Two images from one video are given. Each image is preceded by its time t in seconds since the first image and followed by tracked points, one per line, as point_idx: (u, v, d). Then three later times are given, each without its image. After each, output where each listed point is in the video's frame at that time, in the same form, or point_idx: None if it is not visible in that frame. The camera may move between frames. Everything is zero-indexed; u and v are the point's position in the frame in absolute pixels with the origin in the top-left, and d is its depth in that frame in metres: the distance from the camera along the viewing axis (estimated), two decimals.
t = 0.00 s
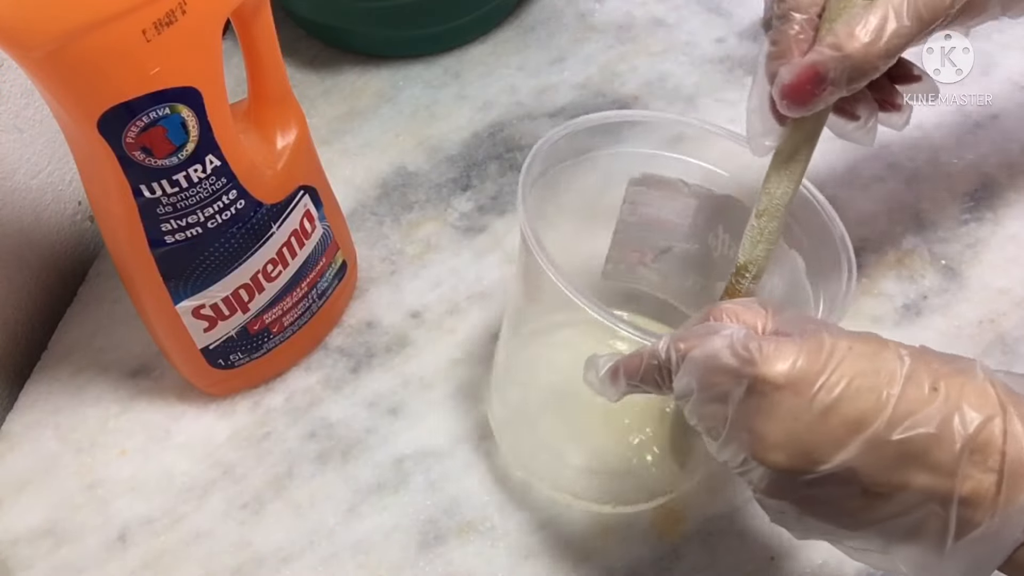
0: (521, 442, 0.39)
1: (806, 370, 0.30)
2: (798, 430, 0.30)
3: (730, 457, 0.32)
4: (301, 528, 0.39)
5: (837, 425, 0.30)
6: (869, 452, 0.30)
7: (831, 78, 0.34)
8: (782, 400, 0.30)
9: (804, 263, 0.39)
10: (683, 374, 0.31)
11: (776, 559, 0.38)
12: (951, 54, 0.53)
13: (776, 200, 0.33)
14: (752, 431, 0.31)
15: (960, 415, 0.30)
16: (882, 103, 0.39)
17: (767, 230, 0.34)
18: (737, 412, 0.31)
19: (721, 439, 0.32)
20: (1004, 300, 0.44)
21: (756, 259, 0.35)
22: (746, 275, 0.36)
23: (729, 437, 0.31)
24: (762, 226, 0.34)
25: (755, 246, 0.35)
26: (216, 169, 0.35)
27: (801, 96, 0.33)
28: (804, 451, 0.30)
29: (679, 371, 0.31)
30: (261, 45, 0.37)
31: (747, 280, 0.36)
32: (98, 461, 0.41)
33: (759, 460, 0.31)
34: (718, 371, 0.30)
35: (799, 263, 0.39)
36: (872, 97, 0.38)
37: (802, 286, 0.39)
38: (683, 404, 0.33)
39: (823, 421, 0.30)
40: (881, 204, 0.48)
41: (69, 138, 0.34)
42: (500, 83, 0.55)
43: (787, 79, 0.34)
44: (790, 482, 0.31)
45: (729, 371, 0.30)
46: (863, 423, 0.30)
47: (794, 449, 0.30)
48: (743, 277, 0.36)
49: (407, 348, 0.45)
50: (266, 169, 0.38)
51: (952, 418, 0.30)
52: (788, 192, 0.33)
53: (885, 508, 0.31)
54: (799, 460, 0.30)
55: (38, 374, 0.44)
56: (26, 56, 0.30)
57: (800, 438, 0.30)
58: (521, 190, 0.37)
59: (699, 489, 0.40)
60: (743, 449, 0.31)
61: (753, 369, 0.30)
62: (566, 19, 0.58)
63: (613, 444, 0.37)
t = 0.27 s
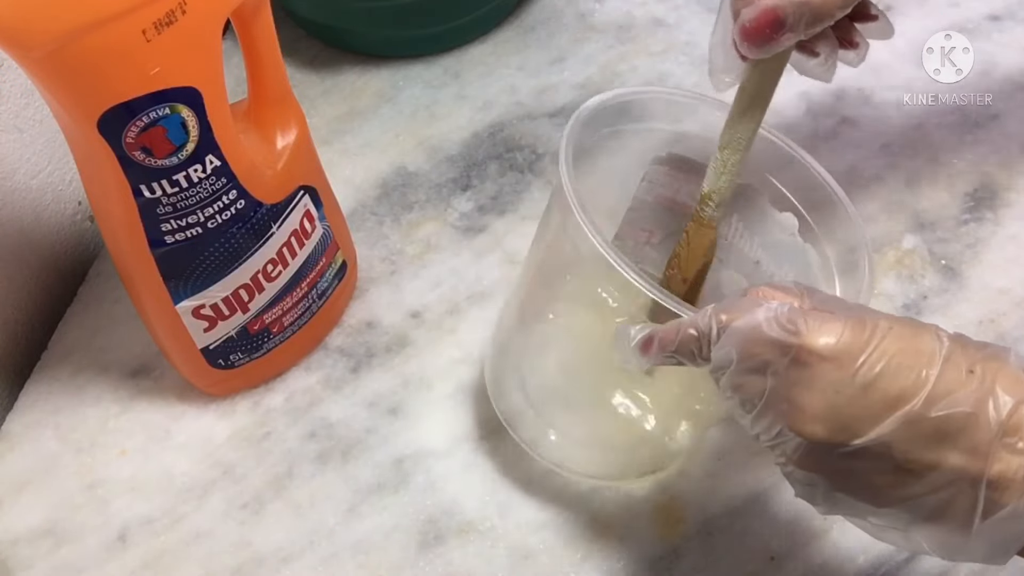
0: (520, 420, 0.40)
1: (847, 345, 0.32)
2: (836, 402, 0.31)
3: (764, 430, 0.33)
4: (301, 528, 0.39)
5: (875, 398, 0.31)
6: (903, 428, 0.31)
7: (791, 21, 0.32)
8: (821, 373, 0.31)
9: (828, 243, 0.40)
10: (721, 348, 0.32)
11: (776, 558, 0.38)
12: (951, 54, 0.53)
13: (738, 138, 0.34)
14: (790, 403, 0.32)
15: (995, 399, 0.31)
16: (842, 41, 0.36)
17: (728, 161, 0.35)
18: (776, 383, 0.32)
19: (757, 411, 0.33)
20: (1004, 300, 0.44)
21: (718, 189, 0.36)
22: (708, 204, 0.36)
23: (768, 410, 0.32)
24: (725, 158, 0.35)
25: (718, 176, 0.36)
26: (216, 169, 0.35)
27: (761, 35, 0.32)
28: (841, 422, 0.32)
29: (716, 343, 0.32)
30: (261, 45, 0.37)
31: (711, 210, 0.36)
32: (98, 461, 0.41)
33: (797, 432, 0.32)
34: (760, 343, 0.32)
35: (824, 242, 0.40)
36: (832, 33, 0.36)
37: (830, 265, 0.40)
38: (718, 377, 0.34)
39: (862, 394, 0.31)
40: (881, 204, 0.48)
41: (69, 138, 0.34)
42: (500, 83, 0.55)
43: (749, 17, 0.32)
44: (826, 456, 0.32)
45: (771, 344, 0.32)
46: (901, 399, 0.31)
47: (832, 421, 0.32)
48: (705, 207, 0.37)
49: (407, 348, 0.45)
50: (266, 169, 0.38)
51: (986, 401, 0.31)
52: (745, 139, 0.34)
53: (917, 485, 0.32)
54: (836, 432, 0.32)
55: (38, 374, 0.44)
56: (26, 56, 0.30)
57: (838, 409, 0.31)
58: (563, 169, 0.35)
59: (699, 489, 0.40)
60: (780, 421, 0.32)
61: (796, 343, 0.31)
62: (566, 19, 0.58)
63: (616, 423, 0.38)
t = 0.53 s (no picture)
0: (532, 421, 0.40)
1: (886, 332, 0.32)
2: (875, 388, 0.32)
3: (798, 417, 0.33)
4: (300, 528, 0.39)
5: (915, 385, 0.32)
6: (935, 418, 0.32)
7: (804, 23, 0.32)
8: (860, 359, 0.32)
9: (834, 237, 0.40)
10: (756, 337, 0.32)
11: (776, 558, 0.38)
12: (951, 54, 0.53)
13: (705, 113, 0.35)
14: (828, 390, 0.32)
15: None
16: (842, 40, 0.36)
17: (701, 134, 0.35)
18: (813, 370, 0.32)
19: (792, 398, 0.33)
20: (1004, 300, 0.44)
21: (686, 161, 0.36)
22: (672, 174, 0.37)
23: (798, 400, 0.33)
24: (699, 135, 0.36)
25: (689, 150, 0.36)
26: (216, 169, 0.35)
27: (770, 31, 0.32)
28: (879, 408, 0.32)
29: (751, 332, 0.32)
30: (260, 45, 0.37)
31: (674, 180, 0.37)
32: (98, 461, 0.41)
33: (835, 418, 0.32)
34: (798, 331, 0.31)
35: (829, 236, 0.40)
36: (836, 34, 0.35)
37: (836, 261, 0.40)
38: (748, 365, 0.33)
39: (902, 380, 0.31)
40: (881, 203, 0.48)
41: (69, 138, 0.34)
42: (500, 83, 0.55)
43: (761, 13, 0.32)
44: (862, 441, 0.33)
45: (809, 332, 0.31)
46: (940, 385, 0.32)
47: (872, 407, 0.32)
48: (669, 177, 0.37)
49: (407, 348, 0.45)
50: (266, 169, 0.38)
51: (1020, 387, 0.32)
52: (715, 116, 0.34)
53: (951, 472, 0.32)
54: (874, 418, 0.32)
55: (38, 374, 0.44)
56: (25, 56, 0.30)
57: (877, 395, 0.32)
58: (589, 166, 0.35)
59: (699, 489, 0.40)
60: (816, 408, 0.33)
61: (835, 330, 0.31)
62: (567, 19, 0.58)
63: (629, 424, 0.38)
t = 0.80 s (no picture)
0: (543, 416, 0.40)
1: (931, 315, 0.31)
2: (920, 370, 0.31)
3: (842, 401, 0.33)
4: (300, 528, 0.39)
5: (960, 367, 0.31)
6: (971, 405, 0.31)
7: (922, 83, 0.33)
8: (905, 342, 0.31)
9: (855, 244, 0.41)
10: (797, 322, 0.32)
11: (776, 558, 0.38)
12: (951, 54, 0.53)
13: (830, 171, 0.33)
14: (871, 372, 0.31)
15: None
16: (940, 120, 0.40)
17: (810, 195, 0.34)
18: (857, 353, 0.32)
19: (834, 382, 0.32)
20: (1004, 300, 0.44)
21: (788, 220, 0.35)
22: (772, 231, 0.35)
23: (841, 383, 0.32)
24: (807, 192, 0.34)
25: (793, 207, 0.35)
26: (216, 169, 0.35)
27: (886, 83, 0.33)
28: (924, 390, 0.31)
29: (791, 317, 0.32)
30: (260, 45, 0.37)
31: (773, 237, 0.35)
32: (98, 461, 0.41)
33: (879, 401, 0.32)
34: (840, 314, 0.31)
35: (848, 242, 0.41)
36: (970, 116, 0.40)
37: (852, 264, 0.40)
38: (788, 350, 0.33)
39: (947, 363, 0.31)
40: (881, 204, 0.48)
41: (69, 138, 0.34)
42: (500, 83, 0.55)
43: (883, 64, 0.33)
44: (906, 424, 0.32)
45: (852, 315, 0.31)
46: (987, 367, 0.31)
47: (917, 389, 0.31)
48: (768, 233, 0.35)
49: (407, 348, 0.45)
50: (265, 169, 0.38)
51: None
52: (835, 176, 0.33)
53: (992, 457, 0.32)
54: (919, 401, 0.31)
55: (38, 374, 0.44)
56: (25, 56, 0.30)
57: (922, 376, 0.31)
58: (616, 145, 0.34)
59: (699, 489, 0.40)
60: (859, 391, 0.32)
61: (879, 313, 0.31)
62: (566, 19, 0.58)
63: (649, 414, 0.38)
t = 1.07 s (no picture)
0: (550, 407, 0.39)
1: (948, 299, 0.30)
2: (937, 355, 0.30)
3: (856, 385, 0.32)
4: (300, 529, 0.39)
5: (976, 353, 0.30)
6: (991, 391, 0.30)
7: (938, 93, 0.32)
8: (922, 326, 0.30)
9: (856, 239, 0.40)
10: (813, 307, 0.31)
11: (776, 558, 0.38)
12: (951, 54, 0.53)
13: (851, 202, 0.31)
14: (887, 357, 0.30)
15: None
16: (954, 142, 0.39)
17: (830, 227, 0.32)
18: (873, 338, 0.31)
19: (849, 366, 0.31)
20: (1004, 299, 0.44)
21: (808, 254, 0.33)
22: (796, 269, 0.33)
23: (856, 368, 0.31)
24: (827, 223, 0.32)
25: (814, 242, 0.33)
26: (216, 169, 0.35)
27: (907, 90, 0.32)
28: (941, 375, 0.30)
29: (806, 302, 0.31)
30: (260, 45, 0.37)
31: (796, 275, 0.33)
32: (98, 461, 0.41)
33: (895, 385, 0.31)
34: (857, 298, 0.30)
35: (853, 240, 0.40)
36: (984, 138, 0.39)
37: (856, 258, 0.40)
38: (802, 336, 0.32)
39: (964, 348, 0.30)
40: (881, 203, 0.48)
41: (69, 138, 0.34)
42: (500, 83, 0.55)
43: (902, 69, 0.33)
44: (922, 408, 0.31)
45: (869, 299, 0.30)
46: (1003, 353, 0.30)
47: (934, 373, 0.30)
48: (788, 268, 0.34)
49: (407, 348, 0.45)
50: (266, 169, 0.38)
51: None
52: (855, 207, 0.31)
53: (1006, 442, 0.31)
54: (935, 385, 0.30)
55: (38, 374, 0.44)
56: (26, 56, 0.30)
57: (939, 361, 0.30)
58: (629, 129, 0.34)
59: (699, 489, 0.40)
60: (875, 375, 0.31)
61: (897, 297, 0.30)
62: (566, 19, 0.58)
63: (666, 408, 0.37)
